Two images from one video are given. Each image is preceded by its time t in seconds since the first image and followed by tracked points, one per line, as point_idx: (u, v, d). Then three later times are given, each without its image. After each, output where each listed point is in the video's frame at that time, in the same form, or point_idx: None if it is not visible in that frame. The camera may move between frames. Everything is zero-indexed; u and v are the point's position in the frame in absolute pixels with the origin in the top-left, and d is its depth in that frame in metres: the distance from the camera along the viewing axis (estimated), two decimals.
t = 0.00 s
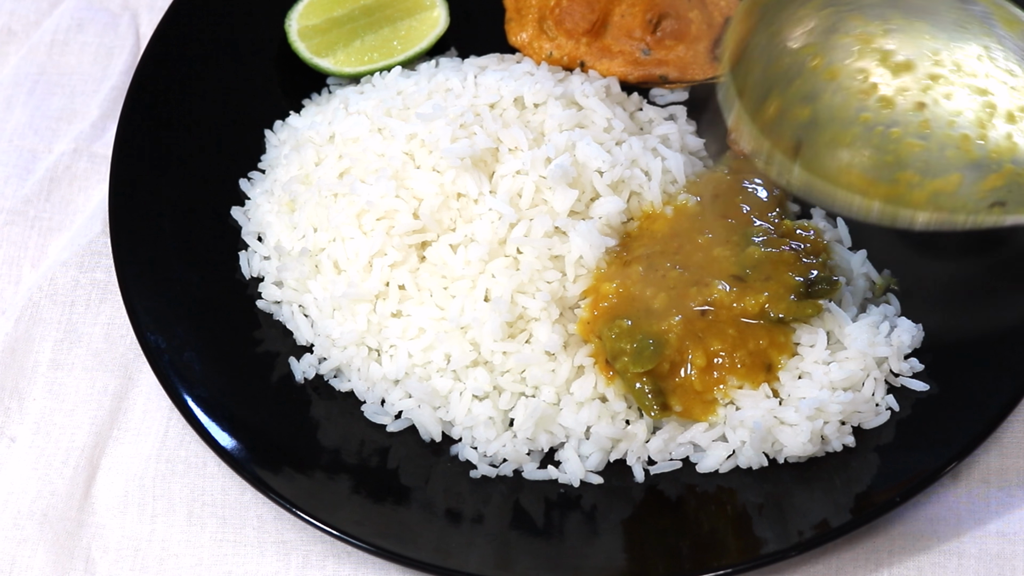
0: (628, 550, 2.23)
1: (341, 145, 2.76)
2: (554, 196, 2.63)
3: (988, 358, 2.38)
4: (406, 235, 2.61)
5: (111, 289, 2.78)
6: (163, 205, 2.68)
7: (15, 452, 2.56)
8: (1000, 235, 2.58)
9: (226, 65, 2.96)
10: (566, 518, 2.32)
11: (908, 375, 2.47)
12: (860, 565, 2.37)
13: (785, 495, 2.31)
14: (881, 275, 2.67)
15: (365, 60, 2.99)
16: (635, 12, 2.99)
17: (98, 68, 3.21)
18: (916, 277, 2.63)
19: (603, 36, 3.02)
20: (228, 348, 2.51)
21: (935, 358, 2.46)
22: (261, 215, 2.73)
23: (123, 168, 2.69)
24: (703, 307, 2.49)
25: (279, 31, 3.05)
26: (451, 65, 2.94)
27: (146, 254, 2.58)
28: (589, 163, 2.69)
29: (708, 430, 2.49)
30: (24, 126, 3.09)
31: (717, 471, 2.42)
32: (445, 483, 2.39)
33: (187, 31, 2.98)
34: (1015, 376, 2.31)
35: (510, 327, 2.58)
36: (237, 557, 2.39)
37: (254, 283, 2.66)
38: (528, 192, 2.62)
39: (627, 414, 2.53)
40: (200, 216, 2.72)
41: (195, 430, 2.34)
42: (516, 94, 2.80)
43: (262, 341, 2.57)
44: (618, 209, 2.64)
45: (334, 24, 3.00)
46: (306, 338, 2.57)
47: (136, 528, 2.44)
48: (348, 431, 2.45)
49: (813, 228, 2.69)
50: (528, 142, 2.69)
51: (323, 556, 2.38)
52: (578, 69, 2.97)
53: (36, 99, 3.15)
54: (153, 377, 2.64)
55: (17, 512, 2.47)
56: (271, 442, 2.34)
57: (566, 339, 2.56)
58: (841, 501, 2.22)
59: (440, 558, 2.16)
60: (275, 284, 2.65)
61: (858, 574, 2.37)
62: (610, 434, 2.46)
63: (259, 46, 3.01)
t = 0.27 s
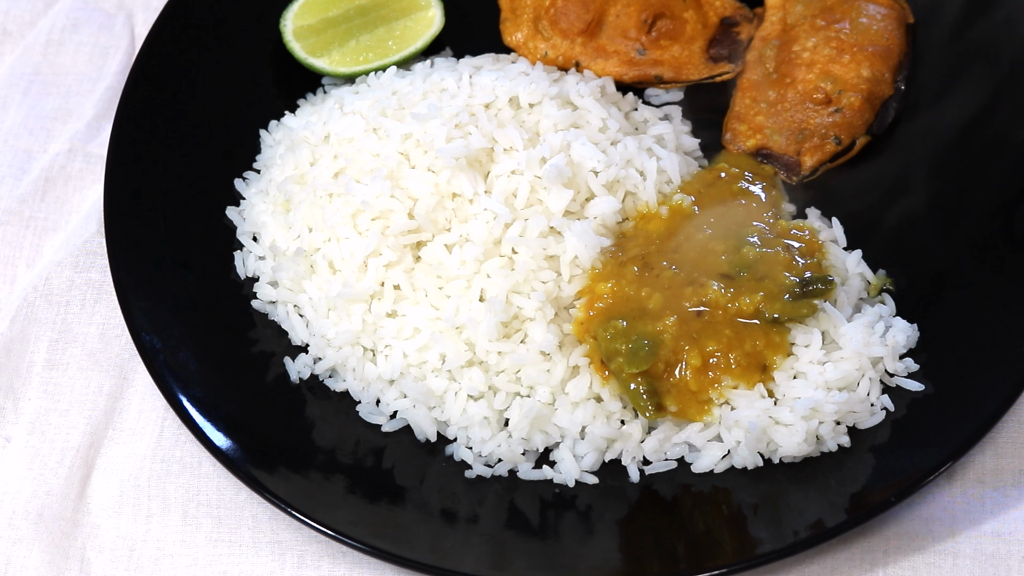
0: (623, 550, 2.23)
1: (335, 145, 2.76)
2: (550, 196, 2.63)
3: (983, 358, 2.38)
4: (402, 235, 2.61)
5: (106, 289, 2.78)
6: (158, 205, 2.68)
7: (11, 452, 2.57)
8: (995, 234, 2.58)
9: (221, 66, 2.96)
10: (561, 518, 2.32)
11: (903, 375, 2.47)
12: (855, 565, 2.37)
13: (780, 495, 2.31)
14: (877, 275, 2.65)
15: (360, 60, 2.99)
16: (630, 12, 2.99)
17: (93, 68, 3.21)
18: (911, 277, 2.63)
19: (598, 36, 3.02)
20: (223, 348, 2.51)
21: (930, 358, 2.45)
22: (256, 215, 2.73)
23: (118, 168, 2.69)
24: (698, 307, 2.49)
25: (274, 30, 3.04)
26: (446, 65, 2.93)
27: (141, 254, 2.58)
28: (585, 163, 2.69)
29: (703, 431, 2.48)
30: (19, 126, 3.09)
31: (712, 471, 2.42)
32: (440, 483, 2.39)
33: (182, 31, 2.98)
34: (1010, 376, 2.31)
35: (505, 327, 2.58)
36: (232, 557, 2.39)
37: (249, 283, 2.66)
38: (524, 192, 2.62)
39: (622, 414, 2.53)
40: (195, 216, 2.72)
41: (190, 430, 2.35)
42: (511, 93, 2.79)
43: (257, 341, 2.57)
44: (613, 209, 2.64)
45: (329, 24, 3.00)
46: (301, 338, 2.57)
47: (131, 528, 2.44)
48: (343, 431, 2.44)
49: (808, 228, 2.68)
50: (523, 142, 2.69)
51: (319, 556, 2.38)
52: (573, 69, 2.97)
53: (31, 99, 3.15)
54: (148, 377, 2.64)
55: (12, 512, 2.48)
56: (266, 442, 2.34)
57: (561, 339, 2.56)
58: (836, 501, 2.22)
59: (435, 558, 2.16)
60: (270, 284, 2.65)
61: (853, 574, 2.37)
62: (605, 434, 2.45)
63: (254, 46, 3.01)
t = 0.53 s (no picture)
0: (618, 550, 2.23)
1: (331, 145, 2.76)
2: (544, 196, 2.63)
3: (978, 358, 2.38)
4: (397, 235, 2.61)
5: (101, 289, 2.78)
6: (153, 205, 2.68)
7: (6, 452, 2.56)
8: (990, 234, 2.57)
9: (216, 66, 2.96)
10: (556, 518, 2.32)
11: (898, 375, 2.47)
12: (850, 565, 2.37)
13: (774, 494, 2.31)
14: (871, 275, 2.66)
15: (355, 60, 2.99)
16: (626, 12, 3.00)
17: (88, 68, 3.21)
18: (906, 277, 2.63)
19: (593, 36, 3.02)
20: (219, 348, 2.51)
21: (925, 358, 2.46)
22: (251, 215, 2.73)
23: (113, 168, 2.69)
24: (692, 308, 2.50)
25: (269, 30, 3.04)
26: (441, 65, 2.94)
27: (137, 254, 2.58)
28: (579, 162, 2.69)
29: (698, 431, 2.49)
30: (14, 126, 3.09)
31: (707, 471, 2.42)
32: (435, 483, 2.39)
33: (176, 31, 2.98)
34: (1005, 375, 2.30)
35: (500, 327, 2.58)
36: (227, 557, 2.39)
37: (244, 283, 2.66)
38: (519, 192, 2.63)
39: (617, 414, 2.53)
40: (191, 216, 2.72)
41: (185, 431, 2.35)
42: (506, 94, 2.80)
43: (252, 341, 2.57)
44: (608, 209, 2.65)
45: (324, 24, 3.00)
46: (296, 338, 2.57)
47: (126, 528, 2.44)
48: (338, 431, 2.45)
49: (803, 228, 2.69)
50: (518, 142, 2.69)
51: (314, 556, 2.38)
52: (568, 70, 2.98)
53: (26, 99, 3.15)
54: (143, 377, 2.64)
55: (7, 512, 2.48)
56: (261, 442, 2.34)
57: (556, 339, 2.56)
58: (831, 501, 2.22)
59: (430, 558, 2.16)
60: (265, 284, 2.66)
61: (848, 574, 2.37)
62: (600, 434, 2.46)
63: (249, 46, 3.01)
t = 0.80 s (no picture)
0: (613, 551, 2.23)
1: (325, 145, 2.76)
2: (539, 196, 2.63)
3: (973, 358, 2.38)
4: (392, 235, 2.61)
5: (96, 289, 2.78)
6: (148, 205, 2.68)
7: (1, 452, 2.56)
8: (986, 235, 2.58)
9: (211, 66, 2.96)
10: (551, 518, 2.32)
11: (893, 376, 2.48)
12: (845, 565, 2.37)
13: (769, 495, 2.31)
14: (867, 274, 2.65)
15: (350, 60, 2.99)
16: (621, 12, 3.00)
17: (83, 68, 3.21)
18: (901, 276, 2.62)
19: (588, 37, 3.02)
20: (213, 348, 2.51)
21: (920, 359, 2.46)
22: (246, 215, 2.73)
23: (108, 169, 2.69)
24: (688, 308, 2.49)
25: (264, 30, 3.04)
26: (436, 65, 2.94)
27: (131, 253, 2.58)
28: (574, 162, 2.69)
29: (693, 431, 2.48)
30: (9, 126, 3.09)
31: (702, 471, 2.42)
32: (430, 483, 2.39)
33: (171, 31, 2.98)
34: (1000, 375, 2.31)
35: (495, 327, 2.58)
36: (222, 557, 2.39)
37: (239, 283, 2.66)
38: (513, 192, 2.63)
39: (612, 414, 2.53)
40: (186, 216, 2.72)
41: (180, 431, 2.35)
42: (501, 94, 2.80)
43: (247, 341, 2.57)
44: (603, 209, 2.65)
45: (319, 24, 3.00)
46: (291, 338, 2.57)
47: (121, 528, 2.44)
48: (333, 431, 2.44)
49: (799, 228, 2.68)
50: (513, 142, 2.69)
51: (308, 556, 2.37)
52: (563, 70, 2.97)
53: (21, 99, 3.15)
54: (138, 377, 2.64)
55: (2, 512, 2.48)
56: (256, 442, 2.34)
57: (551, 339, 2.56)
58: (826, 501, 2.22)
59: (425, 559, 2.16)
60: (260, 284, 2.66)
61: (843, 574, 2.37)
62: (595, 435, 2.45)
63: (244, 46, 3.01)
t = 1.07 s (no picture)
0: (608, 550, 2.23)
1: (320, 145, 2.76)
2: (534, 196, 2.63)
3: (967, 358, 2.38)
4: (387, 235, 2.61)
5: (91, 289, 2.78)
6: (143, 205, 2.68)
7: None
8: (980, 234, 2.57)
9: (206, 66, 2.96)
10: (546, 518, 2.32)
11: (887, 376, 2.48)
12: (840, 565, 2.37)
13: (764, 495, 2.31)
14: (862, 275, 2.65)
15: (345, 60, 2.99)
16: (615, 12, 3.01)
17: (78, 68, 3.21)
18: (896, 276, 2.62)
19: (583, 37, 3.03)
20: (208, 348, 2.51)
21: (915, 359, 2.46)
22: (241, 215, 2.73)
23: (103, 169, 2.69)
24: (683, 309, 2.49)
25: (259, 30, 3.04)
26: (431, 65, 2.94)
27: (126, 253, 2.58)
28: (569, 162, 2.69)
29: (688, 431, 2.48)
30: (5, 126, 3.09)
31: (697, 471, 2.42)
32: (425, 484, 2.39)
33: (166, 31, 2.98)
34: (995, 375, 2.31)
35: (490, 327, 2.58)
36: (217, 557, 2.39)
37: (234, 283, 2.66)
38: (508, 192, 2.63)
39: (607, 414, 2.53)
40: (181, 216, 2.72)
41: (175, 431, 2.35)
42: (496, 93, 2.80)
43: (242, 341, 2.57)
44: (598, 209, 2.65)
45: (314, 24, 3.00)
46: (286, 338, 2.57)
47: (116, 528, 2.44)
48: (328, 431, 2.44)
49: (794, 228, 2.68)
50: (508, 142, 2.69)
51: (303, 556, 2.37)
52: (558, 70, 2.97)
53: (16, 99, 3.15)
54: (133, 377, 2.64)
55: None
56: (251, 442, 2.34)
57: (546, 339, 2.56)
58: (821, 501, 2.22)
59: (420, 559, 2.16)
60: (255, 284, 2.66)
61: (838, 574, 2.36)
62: (590, 434, 2.46)
63: (239, 45, 3.01)
